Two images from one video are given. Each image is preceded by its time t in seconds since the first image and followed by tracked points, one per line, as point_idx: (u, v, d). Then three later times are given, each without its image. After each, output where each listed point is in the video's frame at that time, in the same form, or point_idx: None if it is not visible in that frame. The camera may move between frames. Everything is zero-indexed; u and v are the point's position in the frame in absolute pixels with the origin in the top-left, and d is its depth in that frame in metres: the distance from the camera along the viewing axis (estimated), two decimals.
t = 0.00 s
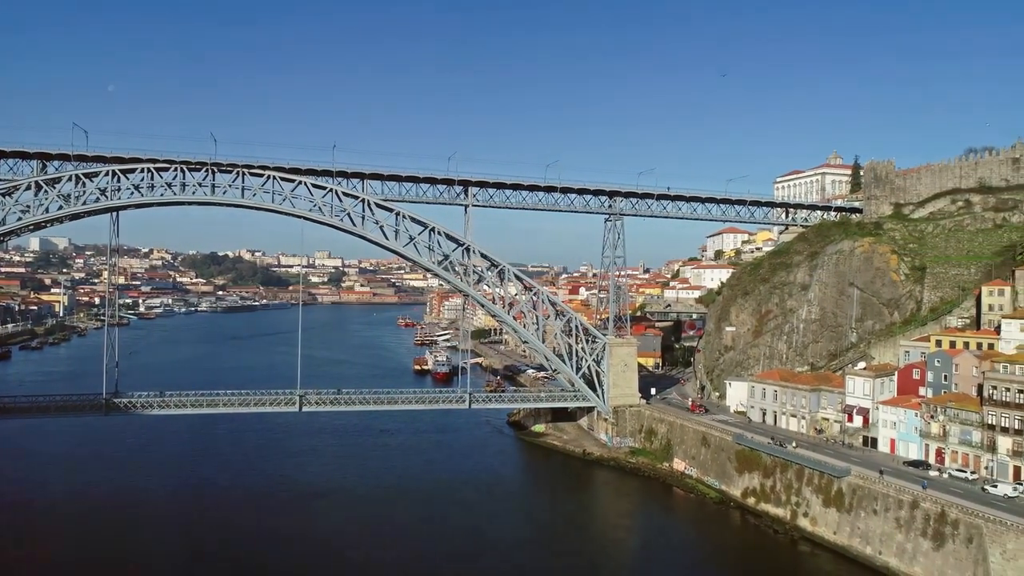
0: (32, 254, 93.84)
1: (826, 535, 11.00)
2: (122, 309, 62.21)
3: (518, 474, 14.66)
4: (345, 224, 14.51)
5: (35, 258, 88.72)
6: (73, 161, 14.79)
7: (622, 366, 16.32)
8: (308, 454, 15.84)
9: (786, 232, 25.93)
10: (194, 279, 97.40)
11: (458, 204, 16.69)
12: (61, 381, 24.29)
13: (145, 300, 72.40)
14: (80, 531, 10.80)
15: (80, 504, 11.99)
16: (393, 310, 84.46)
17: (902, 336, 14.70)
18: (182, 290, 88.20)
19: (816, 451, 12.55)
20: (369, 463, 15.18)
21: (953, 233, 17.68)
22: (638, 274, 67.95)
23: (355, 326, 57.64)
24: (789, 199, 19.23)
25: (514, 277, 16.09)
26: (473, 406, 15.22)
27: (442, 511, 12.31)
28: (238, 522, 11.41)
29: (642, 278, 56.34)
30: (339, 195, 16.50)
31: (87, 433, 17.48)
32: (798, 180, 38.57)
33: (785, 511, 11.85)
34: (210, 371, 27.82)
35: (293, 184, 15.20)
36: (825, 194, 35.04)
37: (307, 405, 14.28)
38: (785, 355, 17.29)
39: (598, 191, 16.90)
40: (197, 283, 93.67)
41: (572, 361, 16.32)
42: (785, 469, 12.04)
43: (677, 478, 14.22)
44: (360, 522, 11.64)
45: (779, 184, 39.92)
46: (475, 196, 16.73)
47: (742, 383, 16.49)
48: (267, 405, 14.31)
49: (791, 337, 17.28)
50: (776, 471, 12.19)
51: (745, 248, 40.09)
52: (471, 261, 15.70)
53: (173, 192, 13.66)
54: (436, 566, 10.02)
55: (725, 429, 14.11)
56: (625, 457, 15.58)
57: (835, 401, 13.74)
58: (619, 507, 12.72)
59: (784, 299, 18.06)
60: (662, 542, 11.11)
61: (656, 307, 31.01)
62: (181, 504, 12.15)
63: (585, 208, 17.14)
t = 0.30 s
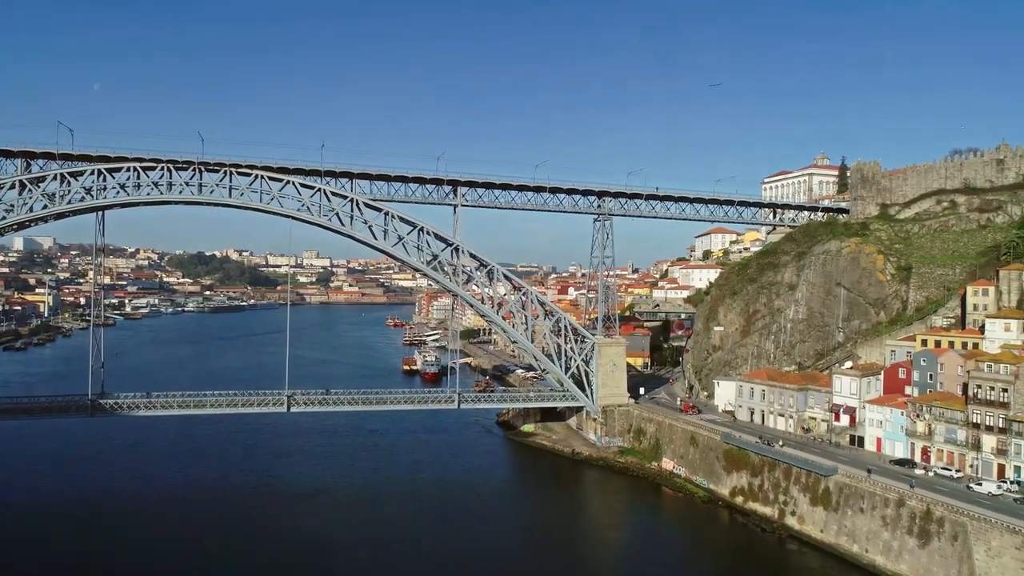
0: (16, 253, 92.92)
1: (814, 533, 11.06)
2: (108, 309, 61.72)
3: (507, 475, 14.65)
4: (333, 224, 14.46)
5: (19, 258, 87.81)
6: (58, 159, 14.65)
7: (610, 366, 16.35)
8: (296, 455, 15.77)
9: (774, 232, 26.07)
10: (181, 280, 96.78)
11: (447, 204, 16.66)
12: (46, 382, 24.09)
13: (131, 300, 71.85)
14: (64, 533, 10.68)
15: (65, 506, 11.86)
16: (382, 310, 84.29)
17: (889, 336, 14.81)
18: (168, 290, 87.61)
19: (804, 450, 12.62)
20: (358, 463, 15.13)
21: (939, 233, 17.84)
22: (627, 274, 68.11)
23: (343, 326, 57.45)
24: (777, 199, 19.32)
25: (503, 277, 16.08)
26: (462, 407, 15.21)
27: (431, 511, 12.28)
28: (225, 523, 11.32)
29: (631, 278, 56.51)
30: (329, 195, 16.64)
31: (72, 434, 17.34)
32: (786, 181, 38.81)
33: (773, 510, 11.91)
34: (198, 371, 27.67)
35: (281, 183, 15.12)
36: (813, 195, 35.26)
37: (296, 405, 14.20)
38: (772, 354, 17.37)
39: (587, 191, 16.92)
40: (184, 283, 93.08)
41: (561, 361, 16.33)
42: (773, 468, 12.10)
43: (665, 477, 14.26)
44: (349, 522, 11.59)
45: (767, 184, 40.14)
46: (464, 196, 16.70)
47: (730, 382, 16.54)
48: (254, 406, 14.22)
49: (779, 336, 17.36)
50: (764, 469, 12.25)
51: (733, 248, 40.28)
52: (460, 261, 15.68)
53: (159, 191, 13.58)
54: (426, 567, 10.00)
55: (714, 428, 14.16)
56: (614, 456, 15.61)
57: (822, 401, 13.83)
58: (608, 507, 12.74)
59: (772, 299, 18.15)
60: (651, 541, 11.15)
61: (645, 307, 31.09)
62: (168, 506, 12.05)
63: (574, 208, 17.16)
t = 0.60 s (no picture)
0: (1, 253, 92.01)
1: (802, 531, 11.12)
2: (94, 309, 61.25)
3: (496, 474, 14.64)
4: (322, 223, 14.41)
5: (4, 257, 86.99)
6: (44, 158, 14.55)
7: (600, 366, 16.37)
8: (285, 455, 15.71)
9: (762, 233, 26.22)
10: (168, 279, 96.16)
11: (437, 203, 16.63)
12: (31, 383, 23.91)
13: (118, 300, 71.29)
14: (49, 535, 10.57)
15: (50, 507, 11.74)
16: (371, 310, 84.08)
17: (875, 336, 14.92)
18: (156, 289, 87.02)
19: (792, 449, 12.69)
20: (347, 464, 15.08)
21: (926, 234, 17.98)
22: (616, 274, 68.26)
23: (332, 326, 57.26)
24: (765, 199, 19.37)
25: (493, 277, 16.07)
26: (452, 407, 15.19)
27: (419, 512, 12.25)
28: (213, 524, 11.25)
29: (621, 278, 56.66)
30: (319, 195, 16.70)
31: (58, 435, 17.20)
32: (774, 182, 39.03)
33: (761, 509, 11.97)
34: (185, 371, 27.52)
35: (269, 182, 15.04)
36: (801, 195, 35.49)
37: (284, 406, 14.12)
38: (761, 354, 17.46)
39: (577, 191, 16.94)
40: (172, 283, 92.46)
41: (551, 361, 16.34)
42: (762, 467, 12.15)
43: (655, 477, 14.29)
44: (338, 523, 11.55)
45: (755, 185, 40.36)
46: (453, 195, 16.67)
47: (719, 382, 16.60)
48: (243, 406, 14.13)
49: (767, 336, 17.45)
50: (753, 468, 12.31)
51: (722, 248, 40.47)
52: (450, 261, 15.65)
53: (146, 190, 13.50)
54: (416, 568, 9.95)
55: (703, 428, 14.21)
56: (604, 455, 15.64)
57: (810, 400, 13.91)
58: (598, 506, 12.75)
59: (761, 299, 18.25)
60: (640, 541, 11.17)
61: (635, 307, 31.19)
62: (155, 507, 11.95)
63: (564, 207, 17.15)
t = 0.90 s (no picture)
0: None
1: (791, 530, 11.17)
2: (82, 309, 60.84)
3: (486, 475, 14.63)
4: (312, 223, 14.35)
5: None
6: (30, 157, 14.43)
7: (590, 366, 16.38)
8: (274, 456, 15.65)
9: (752, 233, 26.33)
10: (156, 279, 95.57)
11: (427, 203, 16.59)
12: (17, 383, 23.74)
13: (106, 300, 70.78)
14: (35, 537, 10.48)
15: (36, 509, 11.63)
16: (361, 310, 83.87)
17: (864, 336, 15.01)
18: (144, 290, 86.47)
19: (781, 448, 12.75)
20: (337, 464, 15.03)
21: (913, 234, 18.12)
22: (606, 274, 68.38)
23: (322, 326, 57.09)
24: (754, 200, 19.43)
25: (483, 277, 16.06)
26: (442, 407, 15.16)
27: (409, 512, 12.21)
28: (201, 525, 11.17)
29: (611, 278, 56.75)
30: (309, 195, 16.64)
31: (45, 436, 17.08)
32: (763, 182, 39.20)
33: (751, 508, 12.01)
34: (174, 372, 27.37)
35: (258, 182, 14.96)
36: (790, 196, 35.67)
37: (273, 406, 14.04)
38: (750, 354, 17.52)
39: (567, 191, 16.94)
40: (160, 283, 91.89)
41: (541, 361, 16.34)
42: (751, 467, 12.20)
43: (645, 476, 14.31)
44: (327, 523, 11.50)
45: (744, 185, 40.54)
46: (443, 195, 16.64)
47: (710, 381, 16.63)
48: (231, 407, 14.04)
49: (756, 336, 17.52)
50: (742, 468, 12.36)
51: (711, 248, 40.62)
52: (440, 261, 15.63)
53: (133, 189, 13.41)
54: (406, 568, 9.92)
55: (693, 427, 14.24)
56: (594, 455, 15.66)
57: (799, 400, 13.98)
58: (588, 506, 12.76)
59: (750, 299, 18.33)
60: (630, 540, 11.19)
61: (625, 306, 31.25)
62: (143, 508, 11.86)
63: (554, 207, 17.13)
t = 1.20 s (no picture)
0: None
1: (780, 529, 11.22)
2: (69, 309, 60.45)
3: (477, 475, 14.62)
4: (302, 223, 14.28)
5: None
6: (18, 156, 14.31)
7: (581, 365, 16.38)
8: (265, 456, 15.60)
9: (742, 233, 26.43)
10: (145, 279, 95.05)
11: (417, 203, 16.54)
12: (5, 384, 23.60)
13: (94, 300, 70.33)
14: (23, 538, 10.41)
15: (23, 510, 11.55)
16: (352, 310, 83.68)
17: (852, 335, 15.10)
18: (133, 290, 85.98)
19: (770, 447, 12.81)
20: (327, 465, 14.99)
21: (901, 235, 18.24)
22: (597, 274, 68.50)
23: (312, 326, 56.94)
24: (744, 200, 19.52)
25: (474, 277, 16.03)
26: (433, 407, 15.12)
27: (399, 512, 12.19)
28: (190, 526, 11.12)
29: (601, 278, 56.87)
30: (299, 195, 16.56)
31: (32, 436, 16.98)
32: (753, 182, 39.37)
33: (740, 507, 12.06)
34: (163, 372, 27.24)
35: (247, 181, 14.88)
36: (779, 196, 35.86)
37: (263, 407, 13.98)
38: (740, 354, 17.59)
39: (558, 191, 16.94)
40: (149, 283, 91.40)
41: (532, 361, 16.34)
42: (741, 466, 12.24)
43: (635, 476, 14.34)
44: (317, 524, 11.47)
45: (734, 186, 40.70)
46: (434, 195, 16.59)
47: (700, 381, 16.67)
48: (221, 408, 13.98)
49: (746, 336, 17.59)
50: (732, 467, 12.41)
51: (702, 248, 40.77)
52: (431, 261, 15.59)
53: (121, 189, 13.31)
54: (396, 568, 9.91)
55: (683, 427, 14.29)
56: (585, 455, 15.68)
57: (788, 399, 14.05)
58: (578, 506, 12.78)
59: (740, 299, 18.40)
60: (620, 539, 11.21)
61: (615, 306, 31.35)
62: (131, 509, 11.80)
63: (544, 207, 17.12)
